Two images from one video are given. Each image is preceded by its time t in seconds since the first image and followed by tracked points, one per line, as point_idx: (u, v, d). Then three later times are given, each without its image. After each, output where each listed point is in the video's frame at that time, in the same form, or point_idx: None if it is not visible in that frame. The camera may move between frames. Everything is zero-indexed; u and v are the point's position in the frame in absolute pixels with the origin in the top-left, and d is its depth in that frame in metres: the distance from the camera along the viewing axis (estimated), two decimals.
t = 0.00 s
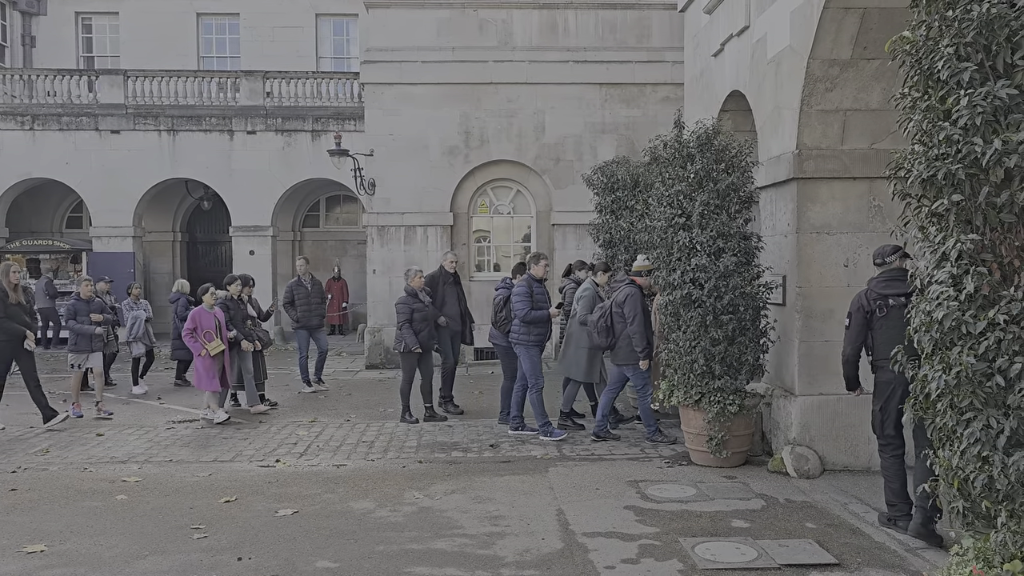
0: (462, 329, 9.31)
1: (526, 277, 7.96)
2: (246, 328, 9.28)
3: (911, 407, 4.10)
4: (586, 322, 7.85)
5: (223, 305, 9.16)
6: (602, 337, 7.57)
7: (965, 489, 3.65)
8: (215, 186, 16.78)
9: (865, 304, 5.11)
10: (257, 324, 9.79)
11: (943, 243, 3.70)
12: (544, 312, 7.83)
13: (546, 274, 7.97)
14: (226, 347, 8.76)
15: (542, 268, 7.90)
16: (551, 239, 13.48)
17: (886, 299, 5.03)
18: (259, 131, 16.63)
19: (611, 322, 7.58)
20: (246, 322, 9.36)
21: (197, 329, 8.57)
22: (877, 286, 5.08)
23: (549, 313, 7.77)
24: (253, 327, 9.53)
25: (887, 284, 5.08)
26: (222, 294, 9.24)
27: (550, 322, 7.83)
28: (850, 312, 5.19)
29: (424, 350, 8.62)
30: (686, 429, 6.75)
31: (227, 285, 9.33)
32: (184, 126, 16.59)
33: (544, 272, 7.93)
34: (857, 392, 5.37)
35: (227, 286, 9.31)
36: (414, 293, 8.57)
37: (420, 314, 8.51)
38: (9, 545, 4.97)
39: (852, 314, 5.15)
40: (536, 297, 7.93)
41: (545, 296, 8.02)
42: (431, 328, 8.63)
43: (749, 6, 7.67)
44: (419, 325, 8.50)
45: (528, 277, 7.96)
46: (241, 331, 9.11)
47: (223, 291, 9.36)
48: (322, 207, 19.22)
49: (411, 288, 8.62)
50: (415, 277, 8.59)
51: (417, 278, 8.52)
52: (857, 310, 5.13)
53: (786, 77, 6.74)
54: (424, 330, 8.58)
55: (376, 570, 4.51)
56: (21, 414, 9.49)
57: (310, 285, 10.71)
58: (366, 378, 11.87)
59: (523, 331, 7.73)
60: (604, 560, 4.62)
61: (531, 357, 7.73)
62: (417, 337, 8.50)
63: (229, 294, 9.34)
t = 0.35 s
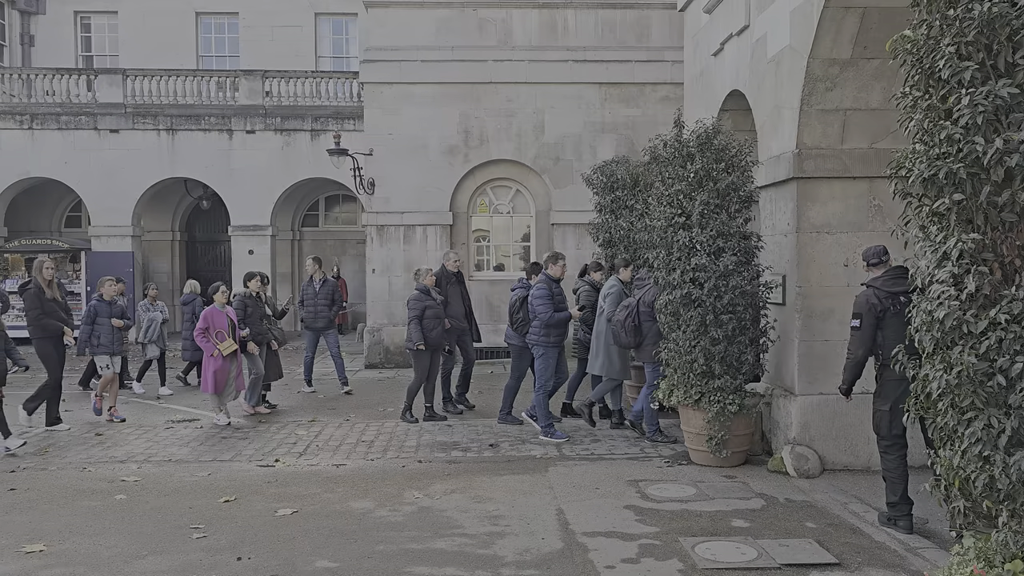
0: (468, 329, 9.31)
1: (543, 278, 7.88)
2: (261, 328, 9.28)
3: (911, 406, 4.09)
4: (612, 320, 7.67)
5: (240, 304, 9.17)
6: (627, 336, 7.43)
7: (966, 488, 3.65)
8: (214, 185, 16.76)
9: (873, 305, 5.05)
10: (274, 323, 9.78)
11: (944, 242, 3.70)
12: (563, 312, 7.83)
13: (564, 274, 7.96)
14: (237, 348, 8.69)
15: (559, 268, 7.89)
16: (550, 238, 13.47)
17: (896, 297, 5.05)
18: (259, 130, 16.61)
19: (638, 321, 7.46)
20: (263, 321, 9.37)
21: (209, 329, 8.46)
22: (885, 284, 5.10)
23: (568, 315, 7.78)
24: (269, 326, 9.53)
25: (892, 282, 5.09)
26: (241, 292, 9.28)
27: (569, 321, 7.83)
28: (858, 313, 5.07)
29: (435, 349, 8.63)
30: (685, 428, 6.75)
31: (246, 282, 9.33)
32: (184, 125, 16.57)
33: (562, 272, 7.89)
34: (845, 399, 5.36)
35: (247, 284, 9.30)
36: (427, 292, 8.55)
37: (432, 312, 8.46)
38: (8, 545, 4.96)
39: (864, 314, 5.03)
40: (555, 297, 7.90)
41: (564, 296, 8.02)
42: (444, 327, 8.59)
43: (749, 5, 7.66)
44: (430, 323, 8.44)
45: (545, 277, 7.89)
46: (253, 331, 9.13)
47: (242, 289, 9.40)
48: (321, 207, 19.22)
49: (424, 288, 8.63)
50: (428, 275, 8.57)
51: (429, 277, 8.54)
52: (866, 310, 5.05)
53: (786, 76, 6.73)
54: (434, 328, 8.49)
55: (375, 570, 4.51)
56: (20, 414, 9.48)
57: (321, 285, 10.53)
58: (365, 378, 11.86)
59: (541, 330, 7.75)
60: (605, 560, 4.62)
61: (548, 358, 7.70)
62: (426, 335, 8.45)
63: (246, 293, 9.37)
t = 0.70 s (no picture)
0: (474, 328, 9.33)
1: (562, 279, 7.83)
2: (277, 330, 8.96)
3: (914, 405, 4.09)
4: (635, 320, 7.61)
5: (257, 305, 8.86)
6: (651, 335, 7.38)
7: (968, 487, 3.65)
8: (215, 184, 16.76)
9: (910, 302, 4.94)
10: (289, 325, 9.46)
11: (946, 241, 3.69)
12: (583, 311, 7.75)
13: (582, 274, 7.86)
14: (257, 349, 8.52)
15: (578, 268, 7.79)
16: (551, 237, 13.46)
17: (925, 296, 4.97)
18: (260, 129, 16.61)
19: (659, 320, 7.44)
20: (279, 322, 9.08)
21: (230, 332, 8.31)
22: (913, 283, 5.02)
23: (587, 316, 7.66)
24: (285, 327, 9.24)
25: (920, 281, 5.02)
26: (256, 293, 8.91)
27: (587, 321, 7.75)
28: (894, 309, 4.95)
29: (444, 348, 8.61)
30: (686, 427, 6.75)
31: (259, 283, 8.94)
32: (184, 124, 16.57)
33: (580, 271, 7.83)
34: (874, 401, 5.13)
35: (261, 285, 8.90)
36: (436, 292, 8.59)
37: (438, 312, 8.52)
38: (9, 543, 4.96)
39: (902, 311, 4.91)
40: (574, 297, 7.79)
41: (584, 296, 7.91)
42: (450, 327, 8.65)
43: (750, 4, 7.65)
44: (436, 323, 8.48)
45: (562, 277, 7.84)
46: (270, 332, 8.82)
47: (256, 289, 9.02)
48: (322, 205, 19.22)
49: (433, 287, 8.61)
50: (436, 275, 8.62)
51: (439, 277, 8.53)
52: (902, 306, 4.94)
53: (787, 74, 6.72)
54: (442, 328, 8.60)
55: (376, 568, 4.51)
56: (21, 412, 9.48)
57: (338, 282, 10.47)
58: (366, 377, 11.86)
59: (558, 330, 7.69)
60: (606, 558, 4.62)
61: (562, 357, 7.68)
62: (434, 335, 8.52)
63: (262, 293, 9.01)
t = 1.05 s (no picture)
0: (485, 327, 9.36)
1: (586, 276, 7.81)
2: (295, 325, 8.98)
3: (916, 404, 4.08)
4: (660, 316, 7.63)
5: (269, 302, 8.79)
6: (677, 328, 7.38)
7: (971, 487, 3.65)
8: (216, 183, 16.78)
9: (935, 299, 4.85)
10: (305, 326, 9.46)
11: (948, 239, 3.68)
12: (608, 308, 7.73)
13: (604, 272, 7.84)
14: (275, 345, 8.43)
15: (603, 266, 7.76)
16: (553, 236, 13.44)
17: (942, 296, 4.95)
18: (261, 129, 16.63)
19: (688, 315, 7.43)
20: (292, 318, 9.00)
21: (248, 328, 8.24)
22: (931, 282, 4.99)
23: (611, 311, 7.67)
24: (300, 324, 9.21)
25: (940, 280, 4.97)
26: (268, 289, 8.82)
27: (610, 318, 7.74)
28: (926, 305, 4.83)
29: (456, 350, 8.44)
30: (687, 426, 6.75)
31: (270, 280, 8.83)
32: (186, 123, 16.59)
33: (603, 270, 7.75)
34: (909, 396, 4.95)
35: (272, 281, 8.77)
36: (445, 295, 8.38)
37: (449, 316, 8.33)
38: (11, 542, 4.97)
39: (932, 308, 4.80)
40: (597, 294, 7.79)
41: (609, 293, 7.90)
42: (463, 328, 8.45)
43: (752, 3, 7.64)
44: (447, 328, 8.31)
45: (586, 275, 7.83)
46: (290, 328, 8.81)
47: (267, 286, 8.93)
48: (324, 204, 19.22)
49: (441, 290, 8.42)
50: (446, 277, 8.41)
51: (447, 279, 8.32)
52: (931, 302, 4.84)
53: (789, 73, 6.71)
54: (453, 332, 8.35)
55: (378, 567, 4.51)
56: (24, 411, 9.50)
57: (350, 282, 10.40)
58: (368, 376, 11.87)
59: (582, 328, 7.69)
60: (607, 558, 4.62)
61: (587, 355, 7.68)
62: (443, 340, 8.29)
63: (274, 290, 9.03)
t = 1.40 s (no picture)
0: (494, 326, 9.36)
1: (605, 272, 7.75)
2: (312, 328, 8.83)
3: (921, 405, 4.07)
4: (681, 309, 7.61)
5: (289, 304, 8.72)
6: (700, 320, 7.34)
7: (976, 487, 3.63)
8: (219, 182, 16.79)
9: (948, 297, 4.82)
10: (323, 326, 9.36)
11: (954, 239, 3.67)
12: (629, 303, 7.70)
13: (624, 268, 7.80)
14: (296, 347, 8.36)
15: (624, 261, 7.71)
16: (556, 236, 13.43)
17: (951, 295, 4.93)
18: (264, 128, 16.64)
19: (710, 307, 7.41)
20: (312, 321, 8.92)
21: (268, 330, 8.14)
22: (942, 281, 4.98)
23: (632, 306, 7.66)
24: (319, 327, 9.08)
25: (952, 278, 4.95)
26: (288, 292, 8.78)
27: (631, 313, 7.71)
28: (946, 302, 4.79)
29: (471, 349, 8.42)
30: (691, 426, 6.74)
31: (292, 282, 8.84)
32: (189, 123, 16.60)
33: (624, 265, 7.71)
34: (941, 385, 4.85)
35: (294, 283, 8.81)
36: (458, 293, 8.32)
37: (464, 314, 8.28)
38: (14, 541, 4.98)
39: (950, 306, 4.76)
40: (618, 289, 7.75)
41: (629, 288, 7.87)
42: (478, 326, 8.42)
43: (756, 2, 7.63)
44: (462, 326, 8.27)
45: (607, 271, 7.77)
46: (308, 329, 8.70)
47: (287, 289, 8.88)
48: (327, 204, 19.23)
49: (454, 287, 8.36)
50: (458, 274, 8.35)
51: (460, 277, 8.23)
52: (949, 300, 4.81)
53: (793, 71, 6.70)
54: (467, 330, 8.32)
55: (381, 567, 4.50)
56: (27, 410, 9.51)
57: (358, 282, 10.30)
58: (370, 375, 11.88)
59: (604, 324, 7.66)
60: (610, 558, 4.61)
61: (616, 351, 7.63)
62: (459, 338, 8.28)
63: (295, 293, 8.88)
